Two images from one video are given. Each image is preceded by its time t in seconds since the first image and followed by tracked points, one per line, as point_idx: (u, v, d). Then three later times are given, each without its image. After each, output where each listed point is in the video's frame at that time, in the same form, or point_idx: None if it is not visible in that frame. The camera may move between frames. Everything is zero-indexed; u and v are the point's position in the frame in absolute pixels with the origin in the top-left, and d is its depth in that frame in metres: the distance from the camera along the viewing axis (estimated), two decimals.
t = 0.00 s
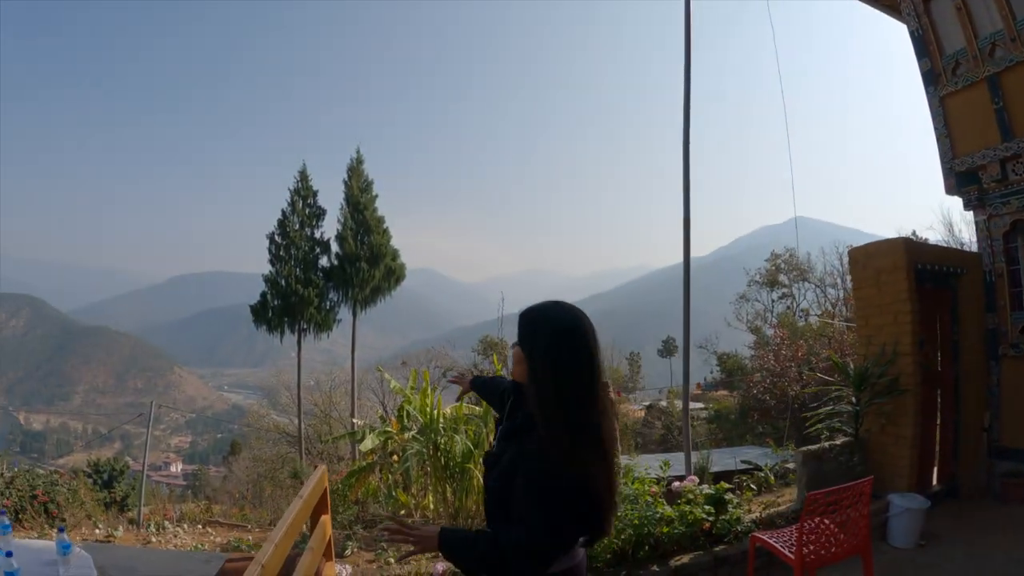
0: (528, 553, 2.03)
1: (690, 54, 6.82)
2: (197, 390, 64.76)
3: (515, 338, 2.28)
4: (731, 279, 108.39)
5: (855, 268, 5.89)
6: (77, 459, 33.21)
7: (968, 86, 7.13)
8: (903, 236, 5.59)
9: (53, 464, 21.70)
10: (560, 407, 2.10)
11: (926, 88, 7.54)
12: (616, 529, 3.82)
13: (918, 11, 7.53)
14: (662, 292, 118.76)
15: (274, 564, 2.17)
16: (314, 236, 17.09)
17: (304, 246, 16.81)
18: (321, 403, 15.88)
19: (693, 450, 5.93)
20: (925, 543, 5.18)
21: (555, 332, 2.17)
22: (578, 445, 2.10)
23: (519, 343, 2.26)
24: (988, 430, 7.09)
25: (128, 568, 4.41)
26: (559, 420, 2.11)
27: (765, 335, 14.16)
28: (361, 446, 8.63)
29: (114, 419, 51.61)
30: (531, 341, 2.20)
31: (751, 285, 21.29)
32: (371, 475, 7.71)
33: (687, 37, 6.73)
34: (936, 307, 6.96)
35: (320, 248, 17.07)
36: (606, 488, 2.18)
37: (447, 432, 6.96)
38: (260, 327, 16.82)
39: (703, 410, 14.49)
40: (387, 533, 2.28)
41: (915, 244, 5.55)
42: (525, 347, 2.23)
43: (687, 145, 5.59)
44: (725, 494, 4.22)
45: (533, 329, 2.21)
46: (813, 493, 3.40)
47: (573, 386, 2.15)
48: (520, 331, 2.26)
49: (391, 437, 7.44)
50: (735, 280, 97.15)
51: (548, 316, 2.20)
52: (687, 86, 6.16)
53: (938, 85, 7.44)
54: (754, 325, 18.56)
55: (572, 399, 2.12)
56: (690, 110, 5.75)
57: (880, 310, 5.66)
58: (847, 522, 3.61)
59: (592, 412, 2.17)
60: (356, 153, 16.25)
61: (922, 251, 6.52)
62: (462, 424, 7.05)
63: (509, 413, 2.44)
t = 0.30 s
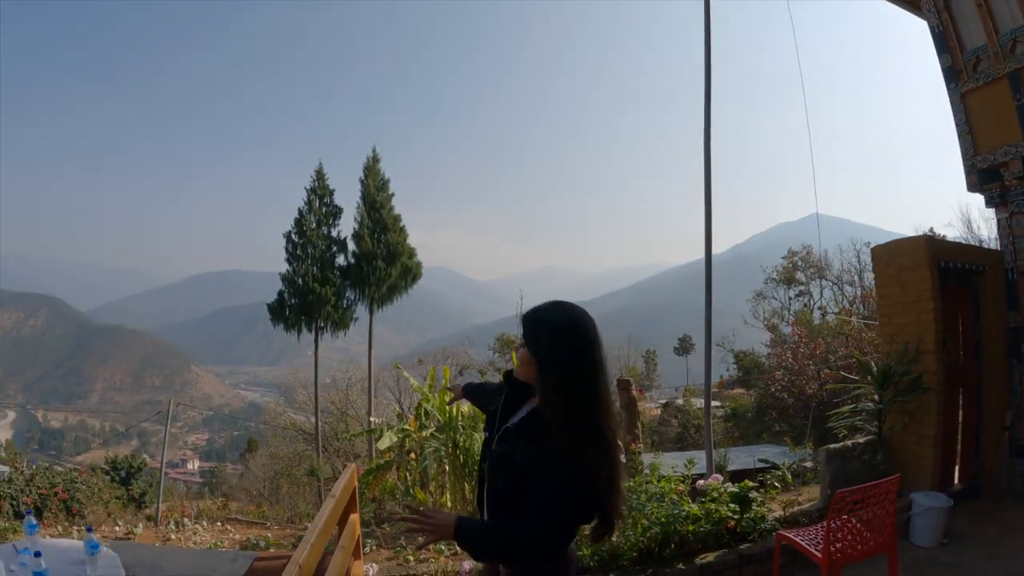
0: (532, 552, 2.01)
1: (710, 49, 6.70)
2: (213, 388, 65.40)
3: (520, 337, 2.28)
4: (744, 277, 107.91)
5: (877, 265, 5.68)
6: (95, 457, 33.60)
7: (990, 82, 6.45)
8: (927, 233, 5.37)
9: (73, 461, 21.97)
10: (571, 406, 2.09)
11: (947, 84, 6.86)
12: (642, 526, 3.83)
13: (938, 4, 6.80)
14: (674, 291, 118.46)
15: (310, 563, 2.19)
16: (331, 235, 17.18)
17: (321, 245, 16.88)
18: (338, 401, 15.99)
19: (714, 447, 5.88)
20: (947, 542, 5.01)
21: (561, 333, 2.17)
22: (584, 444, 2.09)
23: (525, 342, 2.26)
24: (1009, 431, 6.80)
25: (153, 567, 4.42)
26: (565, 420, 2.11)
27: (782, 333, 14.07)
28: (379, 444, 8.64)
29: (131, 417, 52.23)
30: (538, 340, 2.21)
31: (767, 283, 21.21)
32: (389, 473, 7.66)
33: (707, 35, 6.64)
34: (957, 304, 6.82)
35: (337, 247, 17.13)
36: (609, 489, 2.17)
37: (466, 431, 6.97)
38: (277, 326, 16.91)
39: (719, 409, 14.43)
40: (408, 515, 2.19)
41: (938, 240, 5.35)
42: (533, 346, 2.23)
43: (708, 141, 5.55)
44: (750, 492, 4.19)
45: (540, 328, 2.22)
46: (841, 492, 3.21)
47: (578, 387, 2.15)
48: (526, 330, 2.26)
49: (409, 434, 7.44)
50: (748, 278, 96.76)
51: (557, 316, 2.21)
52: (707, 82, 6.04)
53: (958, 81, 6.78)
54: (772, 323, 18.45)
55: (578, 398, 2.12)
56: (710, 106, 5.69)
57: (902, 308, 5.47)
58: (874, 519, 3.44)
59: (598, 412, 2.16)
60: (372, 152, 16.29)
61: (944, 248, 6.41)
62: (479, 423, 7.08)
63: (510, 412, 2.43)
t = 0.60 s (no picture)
0: (532, 542, 2.04)
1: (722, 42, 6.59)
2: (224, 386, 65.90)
3: (532, 337, 2.38)
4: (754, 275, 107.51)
5: (891, 263, 5.58)
6: (107, 454, 33.89)
7: (1005, 80, 5.73)
8: (942, 230, 5.27)
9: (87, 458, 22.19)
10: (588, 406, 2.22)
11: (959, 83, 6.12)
12: (658, 525, 3.81)
13: None
14: (683, 289, 118.18)
15: (329, 562, 2.20)
16: (342, 233, 17.22)
17: (332, 243, 16.93)
18: (349, 399, 16.07)
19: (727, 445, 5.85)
20: (961, 541, 4.95)
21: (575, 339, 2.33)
22: (588, 442, 2.20)
23: (536, 341, 2.36)
24: None
25: (168, 565, 4.45)
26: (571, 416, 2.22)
27: (794, 330, 14.01)
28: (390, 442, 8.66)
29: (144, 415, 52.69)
30: (553, 341, 2.33)
31: (779, 281, 21.14)
32: (400, 470, 7.64)
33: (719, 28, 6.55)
34: (972, 302, 6.71)
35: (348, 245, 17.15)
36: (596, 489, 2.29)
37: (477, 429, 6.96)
38: (289, 324, 16.99)
39: (731, 407, 14.40)
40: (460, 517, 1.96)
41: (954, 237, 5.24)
42: (546, 347, 2.34)
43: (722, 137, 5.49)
44: (765, 491, 4.17)
45: (557, 330, 2.34)
46: (859, 489, 3.16)
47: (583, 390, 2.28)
48: (539, 330, 2.37)
49: (420, 432, 7.45)
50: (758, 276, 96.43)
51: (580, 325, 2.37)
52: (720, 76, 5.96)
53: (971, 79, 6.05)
54: (784, 321, 18.37)
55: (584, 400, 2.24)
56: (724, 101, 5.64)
57: (917, 306, 5.37)
58: (890, 518, 3.36)
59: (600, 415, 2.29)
60: (383, 149, 16.33)
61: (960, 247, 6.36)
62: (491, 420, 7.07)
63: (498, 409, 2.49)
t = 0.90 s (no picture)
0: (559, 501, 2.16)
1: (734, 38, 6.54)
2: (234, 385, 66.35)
3: (515, 327, 2.47)
4: (763, 273, 107.07)
5: (903, 260, 5.52)
6: (119, 451, 34.20)
7: (1016, 77, 5.51)
8: (955, 227, 5.22)
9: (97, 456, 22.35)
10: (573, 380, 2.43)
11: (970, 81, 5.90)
12: (670, 523, 3.78)
13: None
14: (692, 287, 117.89)
15: (343, 559, 2.22)
16: (352, 231, 17.28)
17: (342, 241, 16.99)
18: (359, 396, 16.16)
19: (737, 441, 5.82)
20: (972, 540, 4.91)
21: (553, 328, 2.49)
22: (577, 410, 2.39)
23: (521, 330, 2.46)
24: None
25: (180, 562, 4.50)
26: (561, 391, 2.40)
27: (804, 328, 13.98)
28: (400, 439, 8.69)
29: (155, 412, 53.13)
30: (537, 329, 2.47)
31: (789, 278, 21.07)
32: (410, 468, 7.62)
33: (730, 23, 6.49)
34: (984, 300, 6.66)
35: (358, 243, 17.21)
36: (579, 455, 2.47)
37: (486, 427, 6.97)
38: (299, 322, 17.07)
39: (741, 405, 14.40)
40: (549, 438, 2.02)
41: (966, 235, 5.20)
42: (531, 335, 2.47)
43: (734, 133, 5.45)
44: (777, 489, 4.17)
45: (538, 318, 2.49)
46: (873, 488, 3.14)
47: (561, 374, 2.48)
48: (522, 319, 2.48)
49: (430, 430, 7.48)
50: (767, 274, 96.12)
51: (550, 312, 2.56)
52: (731, 72, 5.89)
53: (984, 75, 5.81)
54: (793, 319, 18.33)
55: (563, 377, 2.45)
56: (736, 97, 5.59)
57: (928, 305, 5.32)
58: (902, 517, 3.33)
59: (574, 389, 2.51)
60: (393, 148, 16.37)
61: (973, 245, 6.35)
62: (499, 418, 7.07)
63: (485, 396, 2.54)
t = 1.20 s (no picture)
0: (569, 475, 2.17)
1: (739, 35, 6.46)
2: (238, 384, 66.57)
3: (499, 323, 2.44)
4: (766, 272, 106.86)
5: (908, 259, 5.50)
6: (122, 450, 34.25)
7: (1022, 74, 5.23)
8: (960, 226, 5.19)
9: (102, 455, 22.43)
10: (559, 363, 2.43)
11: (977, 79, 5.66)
12: (675, 523, 3.77)
13: None
14: (695, 287, 117.78)
15: (348, 560, 2.21)
16: (355, 230, 17.31)
17: (345, 240, 17.03)
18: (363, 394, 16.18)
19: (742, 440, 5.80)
20: (977, 540, 4.89)
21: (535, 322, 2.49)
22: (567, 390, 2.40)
23: (506, 326, 2.44)
24: None
25: (184, 562, 4.51)
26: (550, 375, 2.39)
27: (808, 327, 13.95)
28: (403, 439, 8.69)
29: (159, 412, 53.24)
30: (521, 324, 2.46)
31: (792, 277, 21.02)
32: (413, 466, 7.56)
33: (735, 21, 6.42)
34: (988, 299, 6.63)
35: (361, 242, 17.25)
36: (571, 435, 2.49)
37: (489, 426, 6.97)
38: (302, 321, 17.07)
39: (744, 404, 14.40)
40: (577, 339, 2.32)
41: (971, 234, 5.17)
42: (516, 330, 2.44)
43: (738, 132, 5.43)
44: (781, 489, 4.16)
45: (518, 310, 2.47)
46: (877, 488, 3.13)
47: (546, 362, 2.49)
48: (505, 315, 2.45)
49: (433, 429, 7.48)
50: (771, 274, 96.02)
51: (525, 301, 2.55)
52: (735, 70, 5.82)
53: (990, 73, 5.54)
54: (797, 318, 18.28)
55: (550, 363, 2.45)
56: (740, 96, 5.57)
57: (933, 303, 5.30)
58: (908, 517, 3.32)
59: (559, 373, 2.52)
60: (396, 147, 16.39)
61: (978, 245, 6.32)
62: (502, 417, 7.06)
63: (475, 394, 2.50)
